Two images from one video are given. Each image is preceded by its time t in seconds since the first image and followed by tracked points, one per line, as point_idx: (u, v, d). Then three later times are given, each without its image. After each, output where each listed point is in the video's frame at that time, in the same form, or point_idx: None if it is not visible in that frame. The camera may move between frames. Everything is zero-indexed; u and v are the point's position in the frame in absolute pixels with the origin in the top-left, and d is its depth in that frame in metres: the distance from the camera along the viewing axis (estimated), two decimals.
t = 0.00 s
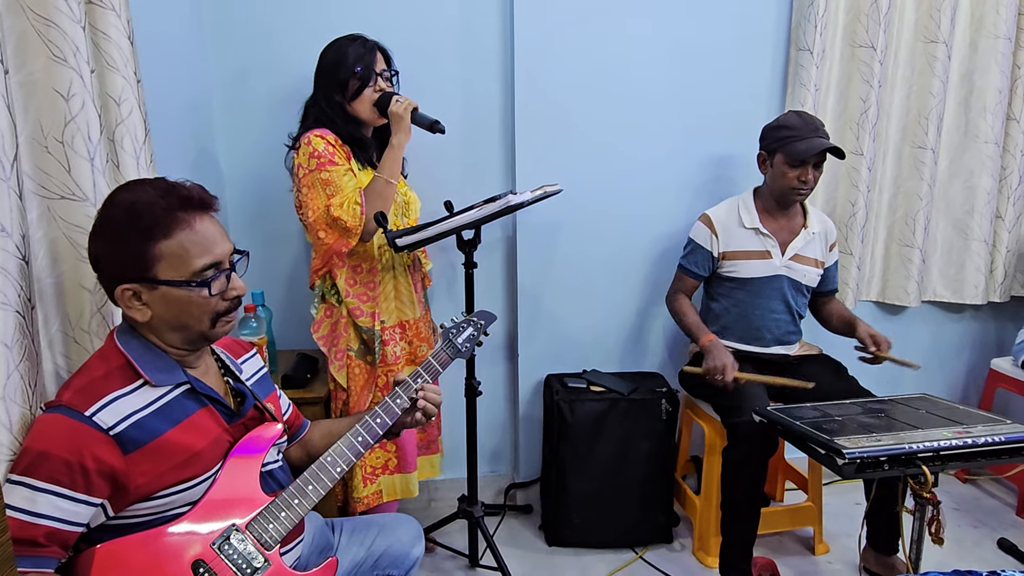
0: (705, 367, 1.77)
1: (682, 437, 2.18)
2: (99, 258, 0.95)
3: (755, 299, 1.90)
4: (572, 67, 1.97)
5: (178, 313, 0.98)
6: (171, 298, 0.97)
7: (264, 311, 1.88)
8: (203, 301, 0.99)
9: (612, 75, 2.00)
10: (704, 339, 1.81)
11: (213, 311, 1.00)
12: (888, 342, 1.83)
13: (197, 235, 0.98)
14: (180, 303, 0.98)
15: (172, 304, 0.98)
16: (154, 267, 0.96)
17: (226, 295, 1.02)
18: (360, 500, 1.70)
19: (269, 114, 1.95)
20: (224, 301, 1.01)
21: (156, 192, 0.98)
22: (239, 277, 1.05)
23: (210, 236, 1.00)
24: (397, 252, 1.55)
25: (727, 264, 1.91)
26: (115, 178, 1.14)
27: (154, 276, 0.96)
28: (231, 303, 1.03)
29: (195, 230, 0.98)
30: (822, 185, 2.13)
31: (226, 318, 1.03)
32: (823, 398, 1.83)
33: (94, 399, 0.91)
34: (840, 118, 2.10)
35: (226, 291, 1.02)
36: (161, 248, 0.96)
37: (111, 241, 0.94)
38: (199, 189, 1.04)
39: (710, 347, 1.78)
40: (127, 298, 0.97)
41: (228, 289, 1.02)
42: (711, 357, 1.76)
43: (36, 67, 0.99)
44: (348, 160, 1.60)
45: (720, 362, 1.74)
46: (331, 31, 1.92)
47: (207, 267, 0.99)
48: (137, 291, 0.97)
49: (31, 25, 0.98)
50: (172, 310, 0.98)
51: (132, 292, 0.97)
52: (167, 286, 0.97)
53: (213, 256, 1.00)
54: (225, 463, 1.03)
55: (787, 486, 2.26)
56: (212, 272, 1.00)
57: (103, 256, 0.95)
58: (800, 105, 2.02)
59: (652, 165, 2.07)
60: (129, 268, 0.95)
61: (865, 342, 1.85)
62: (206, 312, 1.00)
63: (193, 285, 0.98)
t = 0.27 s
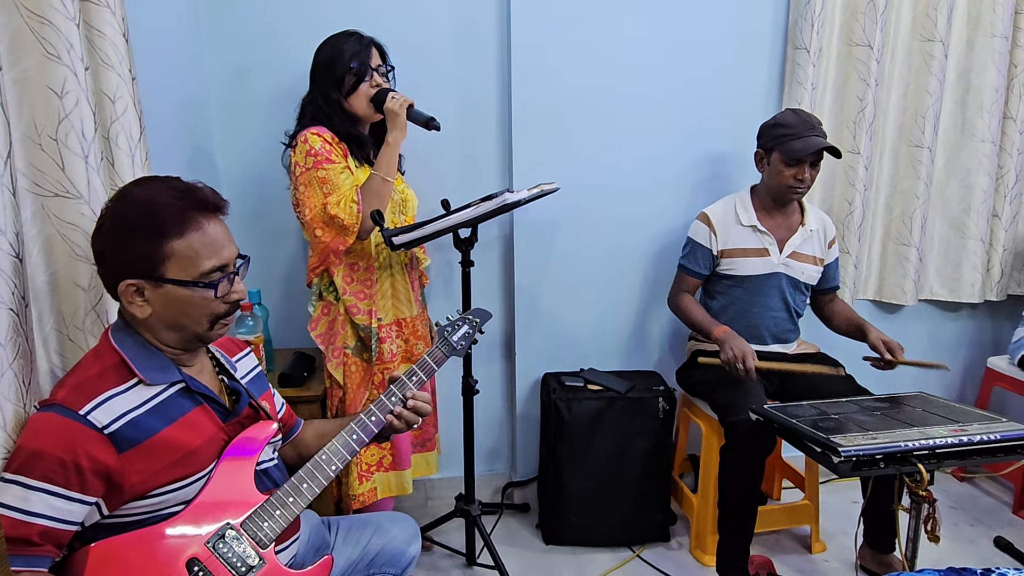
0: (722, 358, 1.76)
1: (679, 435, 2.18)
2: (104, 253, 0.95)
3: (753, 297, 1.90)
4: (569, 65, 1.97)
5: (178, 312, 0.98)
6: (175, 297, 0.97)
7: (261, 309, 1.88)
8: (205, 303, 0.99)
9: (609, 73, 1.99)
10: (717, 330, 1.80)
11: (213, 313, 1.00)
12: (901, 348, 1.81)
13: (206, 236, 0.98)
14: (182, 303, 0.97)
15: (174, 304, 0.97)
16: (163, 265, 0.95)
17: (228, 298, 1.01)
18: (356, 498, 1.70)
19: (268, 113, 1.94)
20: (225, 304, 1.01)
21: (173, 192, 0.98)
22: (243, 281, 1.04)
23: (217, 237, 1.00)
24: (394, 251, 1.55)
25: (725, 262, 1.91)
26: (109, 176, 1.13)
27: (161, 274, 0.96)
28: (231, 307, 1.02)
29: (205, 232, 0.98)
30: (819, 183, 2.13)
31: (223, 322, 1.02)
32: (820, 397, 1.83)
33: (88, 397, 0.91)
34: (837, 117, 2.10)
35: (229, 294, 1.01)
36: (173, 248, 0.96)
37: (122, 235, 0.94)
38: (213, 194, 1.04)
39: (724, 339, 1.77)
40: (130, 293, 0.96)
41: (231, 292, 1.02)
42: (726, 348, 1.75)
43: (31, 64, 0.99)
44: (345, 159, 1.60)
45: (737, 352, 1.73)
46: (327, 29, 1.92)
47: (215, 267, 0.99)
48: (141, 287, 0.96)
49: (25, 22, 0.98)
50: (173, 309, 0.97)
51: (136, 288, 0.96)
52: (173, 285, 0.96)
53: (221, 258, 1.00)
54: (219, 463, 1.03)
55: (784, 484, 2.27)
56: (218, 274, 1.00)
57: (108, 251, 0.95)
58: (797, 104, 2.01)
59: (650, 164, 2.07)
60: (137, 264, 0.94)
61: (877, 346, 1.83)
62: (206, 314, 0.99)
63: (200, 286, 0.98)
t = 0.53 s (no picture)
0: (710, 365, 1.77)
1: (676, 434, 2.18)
2: (104, 251, 0.95)
3: (751, 296, 1.91)
4: (566, 64, 1.97)
5: (176, 311, 0.98)
6: (173, 295, 0.97)
7: (257, 309, 1.88)
8: (204, 302, 0.99)
9: (606, 73, 2.00)
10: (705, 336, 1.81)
11: (211, 312, 1.00)
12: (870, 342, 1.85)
13: (205, 235, 0.98)
14: (180, 302, 0.97)
15: (173, 302, 0.97)
16: (162, 263, 0.95)
17: (226, 297, 1.01)
18: (359, 497, 1.69)
19: (265, 112, 1.94)
20: (223, 302, 1.01)
21: (173, 190, 0.98)
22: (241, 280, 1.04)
23: (216, 236, 1.00)
24: (391, 250, 1.55)
25: (723, 261, 1.91)
26: (104, 176, 1.13)
27: (159, 272, 0.95)
28: (230, 306, 1.02)
29: (204, 232, 0.98)
30: (816, 182, 2.13)
31: (221, 320, 1.02)
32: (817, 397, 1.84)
33: (84, 396, 0.91)
34: (833, 116, 2.10)
35: (227, 293, 1.01)
36: (173, 246, 0.96)
37: (121, 231, 0.94)
38: (212, 193, 1.04)
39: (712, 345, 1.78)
40: (128, 291, 0.96)
41: (229, 291, 1.01)
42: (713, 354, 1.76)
43: (24, 63, 0.99)
44: (338, 161, 1.60)
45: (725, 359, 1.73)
46: (323, 28, 1.91)
47: (213, 267, 0.99)
48: (139, 284, 0.96)
49: (19, 21, 0.98)
50: (171, 307, 0.97)
51: (133, 286, 0.95)
52: (171, 283, 0.96)
53: (219, 257, 0.99)
54: (214, 463, 1.03)
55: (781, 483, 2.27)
56: (216, 273, 0.99)
57: (108, 249, 0.95)
58: (793, 103, 2.02)
59: (647, 163, 2.07)
60: (136, 262, 0.94)
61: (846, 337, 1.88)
62: (204, 313, 0.99)
63: (199, 284, 0.97)
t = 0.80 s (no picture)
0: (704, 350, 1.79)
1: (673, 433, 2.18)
2: (96, 249, 0.94)
3: (746, 295, 1.91)
4: (562, 64, 1.97)
5: (170, 309, 0.98)
6: (166, 293, 0.96)
7: (253, 308, 1.88)
8: (197, 299, 0.98)
9: (602, 72, 2.00)
10: (699, 323, 1.81)
11: (204, 310, 0.99)
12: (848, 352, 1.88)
13: (196, 232, 0.98)
14: (173, 299, 0.97)
15: (165, 300, 0.97)
16: (152, 261, 0.95)
17: (219, 294, 1.01)
18: (350, 496, 1.69)
19: (260, 111, 1.94)
20: (216, 299, 1.01)
21: (163, 188, 0.98)
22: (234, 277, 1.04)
23: (207, 234, 0.99)
24: (387, 249, 1.55)
25: (718, 260, 1.91)
26: (99, 176, 1.13)
27: (150, 270, 0.95)
28: (223, 303, 1.02)
29: (194, 228, 0.98)
30: (812, 181, 2.14)
31: (215, 318, 1.02)
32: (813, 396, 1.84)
33: (79, 395, 0.91)
34: (829, 115, 2.10)
35: (220, 290, 1.01)
36: (162, 243, 0.95)
37: (112, 231, 0.94)
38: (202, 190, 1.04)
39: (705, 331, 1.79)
40: (121, 290, 0.96)
41: (221, 288, 1.01)
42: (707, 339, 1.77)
43: (18, 63, 0.99)
44: (333, 158, 1.60)
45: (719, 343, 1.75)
46: (320, 27, 1.91)
47: (205, 263, 0.98)
48: (131, 283, 0.96)
49: (13, 21, 0.98)
50: (165, 305, 0.97)
51: (126, 285, 0.95)
52: (163, 280, 0.96)
53: (211, 254, 0.99)
54: (210, 462, 1.03)
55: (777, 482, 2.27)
56: (207, 270, 0.99)
57: (100, 247, 0.94)
58: (789, 102, 2.02)
59: (643, 162, 2.08)
60: (128, 260, 0.94)
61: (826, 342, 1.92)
62: (197, 310, 0.99)
63: (190, 281, 0.97)
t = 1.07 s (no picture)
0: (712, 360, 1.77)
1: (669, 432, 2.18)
2: (84, 249, 0.94)
3: (740, 293, 1.91)
4: (558, 62, 1.97)
5: (161, 308, 0.97)
6: (156, 292, 0.96)
7: (248, 307, 1.88)
8: (188, 298, 0.98)
9: (597, 71, 1.99)
10: (705, 332, 1.80)
11: (196, 308, 0.99)
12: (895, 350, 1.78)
13: (186, 230, 0.97)
14: (164, 298, 0.97)
15: (156, 299, 0.96)
16: (141, 260, 0.95)
17: (210, 292, 1.00)
18: (349, 497, 1.69)
19: (254, 110, 1.93)
20: (208, 297, 1.00)
21: (150, 186, 0.97)
22: (225, 274, 1.03)
23: (197, 232, 0.99)
24: (382, 248, 1.55)
25: (711, 258, 1.92)
26: (92, 174, 1.13)
27: (140, 269, 0.95)
28: (215, 301, 1.01)
29: (184, 227, 0.97)
30: (807, 180, 2.14)
31: (208, 316, 1.01)
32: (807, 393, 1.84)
33: (71, 394, 0.90)
34: (824, 114, 2.10)
35: (212, 287, 1.00)
36: (152, 242, 0.95)
37: (101, 232, 0.93)
38: (191, 187, 1.03)
39: (712, 341, 1.77)
40: (111, 290, 0.95)
41: (213, 286, 1.01)
42: (715, 349, 1.76)
43: (9, 60, 1.00)
44: (326, 158, 1.60)
45: (726, 353, 1.73)
46: (314, 26, 1.91)
47: (195, 261, 0.98)
48: (121, 282, 0.95)
49: (4, 19, 0.98)
50: (156, 304, 0.97)
51: (116, 284, 0.95)
52: (153, 280, 0.95)
53: (201, 252, 0.99)
54: (203, 462, 1.02)
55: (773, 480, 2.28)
56: (198, 268, 0.99)
57: (88, 246, 0.94)
58: (784, 101, 2.02)
59: (638, 160, 2.07)
60: (117, 259, 0.94)
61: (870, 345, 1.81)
62: (189, 309, 0.98)
63: (180, 280, 0.97)
